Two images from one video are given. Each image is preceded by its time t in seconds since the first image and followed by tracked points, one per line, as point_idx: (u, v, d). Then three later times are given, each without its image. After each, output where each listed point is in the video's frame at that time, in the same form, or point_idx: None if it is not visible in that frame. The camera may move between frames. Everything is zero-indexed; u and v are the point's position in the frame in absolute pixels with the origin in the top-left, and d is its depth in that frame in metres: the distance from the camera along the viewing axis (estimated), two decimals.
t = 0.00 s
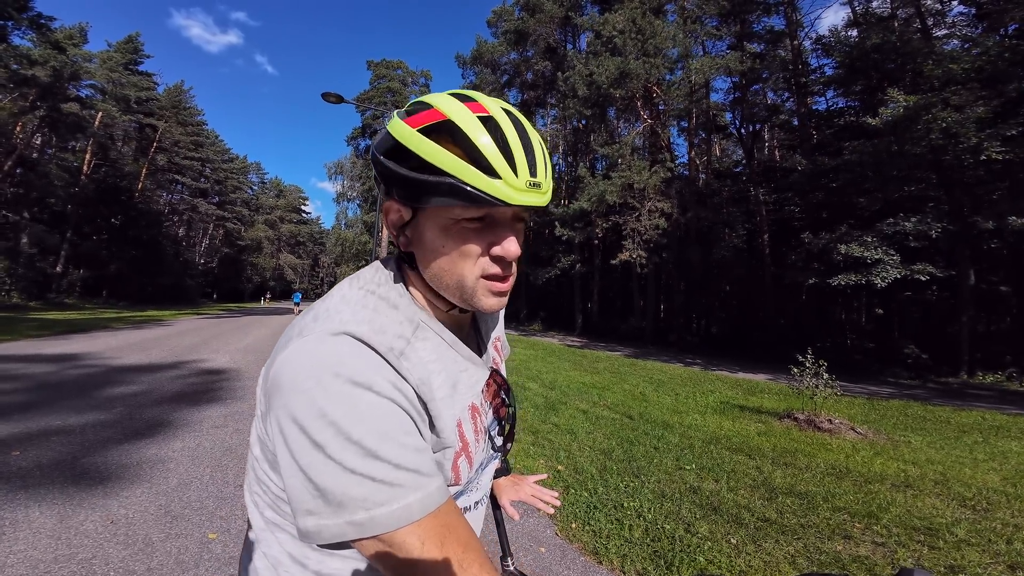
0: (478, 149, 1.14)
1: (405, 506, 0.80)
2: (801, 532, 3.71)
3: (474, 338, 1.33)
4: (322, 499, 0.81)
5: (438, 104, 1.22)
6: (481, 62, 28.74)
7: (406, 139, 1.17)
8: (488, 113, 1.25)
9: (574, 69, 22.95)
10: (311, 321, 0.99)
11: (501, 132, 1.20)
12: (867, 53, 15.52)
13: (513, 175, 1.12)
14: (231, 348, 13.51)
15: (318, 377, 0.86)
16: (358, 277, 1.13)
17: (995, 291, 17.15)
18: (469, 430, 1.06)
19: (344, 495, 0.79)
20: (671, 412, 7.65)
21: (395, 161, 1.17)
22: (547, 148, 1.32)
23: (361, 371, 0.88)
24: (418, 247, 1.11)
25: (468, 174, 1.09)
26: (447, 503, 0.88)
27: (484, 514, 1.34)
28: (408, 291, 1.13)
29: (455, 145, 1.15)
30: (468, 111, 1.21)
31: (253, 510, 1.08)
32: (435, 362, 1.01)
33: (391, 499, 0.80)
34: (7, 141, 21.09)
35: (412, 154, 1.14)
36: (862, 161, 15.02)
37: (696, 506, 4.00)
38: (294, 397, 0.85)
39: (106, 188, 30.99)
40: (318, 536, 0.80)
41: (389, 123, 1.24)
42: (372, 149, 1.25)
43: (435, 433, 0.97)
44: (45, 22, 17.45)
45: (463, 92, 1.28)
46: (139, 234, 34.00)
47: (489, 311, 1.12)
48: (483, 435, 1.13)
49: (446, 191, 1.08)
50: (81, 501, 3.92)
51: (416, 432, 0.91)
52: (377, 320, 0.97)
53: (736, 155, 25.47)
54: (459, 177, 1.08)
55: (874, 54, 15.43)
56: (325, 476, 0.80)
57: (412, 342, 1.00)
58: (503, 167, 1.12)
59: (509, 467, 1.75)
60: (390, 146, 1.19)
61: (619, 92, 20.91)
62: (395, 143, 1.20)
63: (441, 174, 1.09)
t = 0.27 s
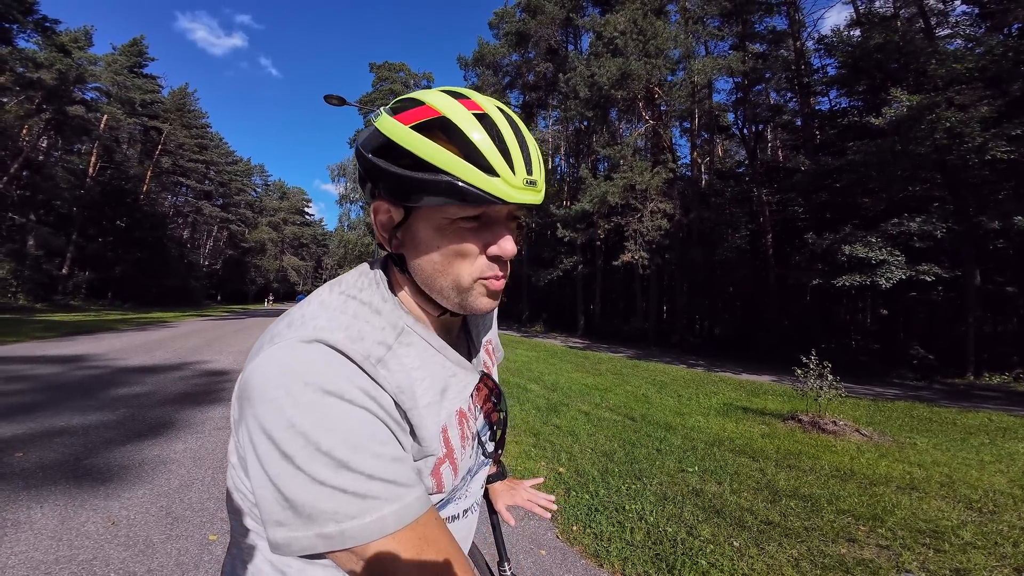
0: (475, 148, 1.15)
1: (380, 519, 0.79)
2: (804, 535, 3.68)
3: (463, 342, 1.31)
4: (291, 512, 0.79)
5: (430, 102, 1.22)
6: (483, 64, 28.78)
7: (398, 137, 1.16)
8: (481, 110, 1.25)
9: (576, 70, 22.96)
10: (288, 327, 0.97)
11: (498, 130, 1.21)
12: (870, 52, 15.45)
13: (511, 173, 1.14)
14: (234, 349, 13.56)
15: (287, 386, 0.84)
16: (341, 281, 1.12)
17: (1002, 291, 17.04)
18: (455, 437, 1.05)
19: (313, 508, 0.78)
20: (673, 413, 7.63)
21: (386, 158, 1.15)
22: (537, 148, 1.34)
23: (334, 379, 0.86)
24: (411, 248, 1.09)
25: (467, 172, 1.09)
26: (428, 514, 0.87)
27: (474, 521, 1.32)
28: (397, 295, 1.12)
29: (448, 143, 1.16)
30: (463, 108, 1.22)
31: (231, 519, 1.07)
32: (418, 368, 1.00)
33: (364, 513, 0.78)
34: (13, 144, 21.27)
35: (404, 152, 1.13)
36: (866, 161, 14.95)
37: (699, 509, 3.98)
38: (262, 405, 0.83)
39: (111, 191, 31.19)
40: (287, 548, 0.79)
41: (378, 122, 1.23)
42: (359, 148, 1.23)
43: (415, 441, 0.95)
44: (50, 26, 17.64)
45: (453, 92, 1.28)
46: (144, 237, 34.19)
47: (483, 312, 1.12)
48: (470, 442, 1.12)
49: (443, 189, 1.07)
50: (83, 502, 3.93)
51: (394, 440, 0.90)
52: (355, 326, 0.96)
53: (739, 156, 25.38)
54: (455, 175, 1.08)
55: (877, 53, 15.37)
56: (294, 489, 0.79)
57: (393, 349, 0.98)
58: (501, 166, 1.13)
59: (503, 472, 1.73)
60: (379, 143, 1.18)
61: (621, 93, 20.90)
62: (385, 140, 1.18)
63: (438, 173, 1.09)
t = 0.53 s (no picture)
0: (465, 147, 1.16)
1: (366, 519, 0.79)
2: (803, 536, 3.68)
3: (456, 342, 1.32)
4: (277, 512, 0.80)
5: (420, 102, 1.23)
6: (484, 65, 28.80)
7: (388, 136, 1.17)
8: (470, 111, 1.26)
9: (577, 70, 22.98)
10: (278, 329, 0.98)
11: (487, 130, 1.22)
12: (871, 53, 15.42)
13: (501, 171, 1.15)
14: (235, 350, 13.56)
15: (274, 388, 0.85)
16: (332, 282, 1.12)
17: (1003, 292, 17.01)
18: (446, 437, 1.05)
19: (298, 508, 0.79)
20: (674, 414, 7.63)
21: (377, 158, 1.16)
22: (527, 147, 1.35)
23: (321, 381, 0.87)
24: (403, 246, 1.10)
25: (456, 170, 1.10)
26: (415, 514, 0.88)
27: (468, 521, 1.32)
28: (389, 295, 1.12)
29: (439, 142, 1.16)
30: (453, 108, 1.23)
31: (223, 518, 1.08)
32: (407, 369, 1.00)
33: (349, 512, 0.79)
34: (16, 145, 21.34)
35: (396, 152, 1.14)
36: (867, 161, 14.94)
37: (698, 510, 3.99)
38: (249, 407, 0.84)
39: (113, 192, 31.26)
40: (272, 549, 0.80)
41: (370, 122, 1.24)
42: (351, 148, 1.24)
43: (404, 442, 0.96)
44: (52, 26, 17.71)
45: (443, 94, 1.29)
46: (146, 237, 34.25)
47: (474, 310, 1.12)
48: (461, 443, 1.12)
49: (432, 185, 1.08)
50: (83, 501, 3.94)
51: (382, 441, 0.90)
52: (345, 327, 0.97)
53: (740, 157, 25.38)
54: (444, 172, 1.09)
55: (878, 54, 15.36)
56: (280, 489, 0.79)
57: (383, 349, 0.99)
58: (490, 164, 1.14)
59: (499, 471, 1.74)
60: (371, 144, 1.18)
61: (622, 94, 20.92)
62: (376, 141, 1.19)
63: (429, 170, 1.09)
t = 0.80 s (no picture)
0: (468, 154, 1.18)
1: (366, 509, 0.81)
2: (798, 535, 3.71)
3: (454, 340, 1.34)
4: (280, 501, 0.82)
5: (425, 108, 1.25)
6: (483, 64, 28.77)
7: (393, 141, 1.19)
8: (474, 117, 1.28)
9: (576, 71, 23.02)
10: (281, 326, 1.00)
11: (489, 138, 1.24)
12: (868, 54, 15.47)
13: (502, 179, 1.17)
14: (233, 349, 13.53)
15: (278, 382, 0.87)
16: (333, 281, 1.14)
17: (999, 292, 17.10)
18: (444, 431, 1.07)
19: (302, 497, 0.81)
20: (671, 414, 7.66)
21: (381, 161, 1.18)
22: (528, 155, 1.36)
23: (323, 376, 0.89)
24: (404, 248, 1.12)
25: (458, 177, 1.12)
26: (414, 505, 0.89)
27: (465, 515, 1.34)
28: (389, 294, 1.14)
29: (442, 148, 1.18)
30: (457, 115, 1.25)
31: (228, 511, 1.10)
32: (407, 365, 1.02)
33: (350, 502, 0.81)
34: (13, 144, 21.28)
35: (400, 156, 1.16)
36: (863, 162, 15.00)
37: (694, 508, 4.01)
38: (253, 401, 0.86)
39: (110, 191, 31.17)
40: (277, 537, 0.82)
41: (375, 125, 1.25)
42: (355, 150, 1.26)
43: (403, 436, 0.98)
44: (49, 26, 17.55)
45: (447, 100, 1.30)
46: (143, 236, 34.16)
47: (471, 311, 1.14)
48: (458, 438, 1.14)
49: (435, 192, 1.10)
50: (81, 500, 3.95)
51: (381, 434, 0.92)
52: (346, 326, 0.99)
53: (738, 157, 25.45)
54: (447, 178, 1.11)
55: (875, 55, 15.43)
56: (284, 480, 0.82)
57: (384, 346, 1.01)
58: (491, 172, 1.16)
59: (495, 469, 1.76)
60: (376, 147, 1.20)
61: (621, 94, 20.97)
62: (381, 144, 1.20)
63: (432, 177, 1.11)
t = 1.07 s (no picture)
0: (474, 158, 1.19)
1: (380, 494, 0.83)
2: (790, 531, 3.76)
3: (457, 337, 1.36)
4: (300, 487, 0.85)
5: (433, 113, 1.26)
6: (479, 63, 28.74)
7: (403, 145, 1.20)
8: (480, 122, 1.29)
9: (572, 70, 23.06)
10: (296, 321, 1.03)
11: (495, 143, 1.25)
12: (861, 55, 15.61)
13: (507, 184, 1.18)
14: (227, 348, 13.44)
15: (297, 374, 0.90)
16: (344, 278, 1.16)
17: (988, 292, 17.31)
18: (451, 423, 1.09)
19: (320, 484, 0.83)
20: (666, 412, 7.71)
21: (391, 165, 1.20)
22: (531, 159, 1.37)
23: (339, 368, 0.92)
24: (412, 249, 1.14)
25: (465, 181, 1.13)
26: (424, 493, 0.91)
27: (467, 508, 1.35)
28: (398, 291, 1.16)
29: (448, 153, 1.19)
30: (464, 121, 1.26)
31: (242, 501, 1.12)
32: (417, 360, 1.04)
33: (365, 487, 0.83)
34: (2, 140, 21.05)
35: (409, 160, 1.18)
36: (856, 163, 15.14)
37: (688, 505, 4.05)
38: (274, 391, 0.89)
39: (100, 188, 30.87)
40: (296, 522, 0.84)
41: (385, 129, 1.27)
42: (364, 152, 1.28)
43: (413, 426, 1.00)
44: (41, 22, 17.33)
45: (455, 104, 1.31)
46: (134, 234, 33.86)
47: (476, 309, 1.16)
48: (464, 430, 1.15)
49: (443, 196, 1.11)
50: (77, 499, 3.93)
51: (394, 425, 0.94)
52: (359, 321, 1.00)
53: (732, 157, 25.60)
54: (456, 183, 1.12)
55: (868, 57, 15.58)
56: (303, 466, 0.84)
57: (394, 341, 1.03)
58: (497, 176, 1.17)
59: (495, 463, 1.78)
60: (386, 150, 1.22)
61: (616, 94, 21.04)
62: (392, 148, 1.22)
63: (441, 181, 1.13)
